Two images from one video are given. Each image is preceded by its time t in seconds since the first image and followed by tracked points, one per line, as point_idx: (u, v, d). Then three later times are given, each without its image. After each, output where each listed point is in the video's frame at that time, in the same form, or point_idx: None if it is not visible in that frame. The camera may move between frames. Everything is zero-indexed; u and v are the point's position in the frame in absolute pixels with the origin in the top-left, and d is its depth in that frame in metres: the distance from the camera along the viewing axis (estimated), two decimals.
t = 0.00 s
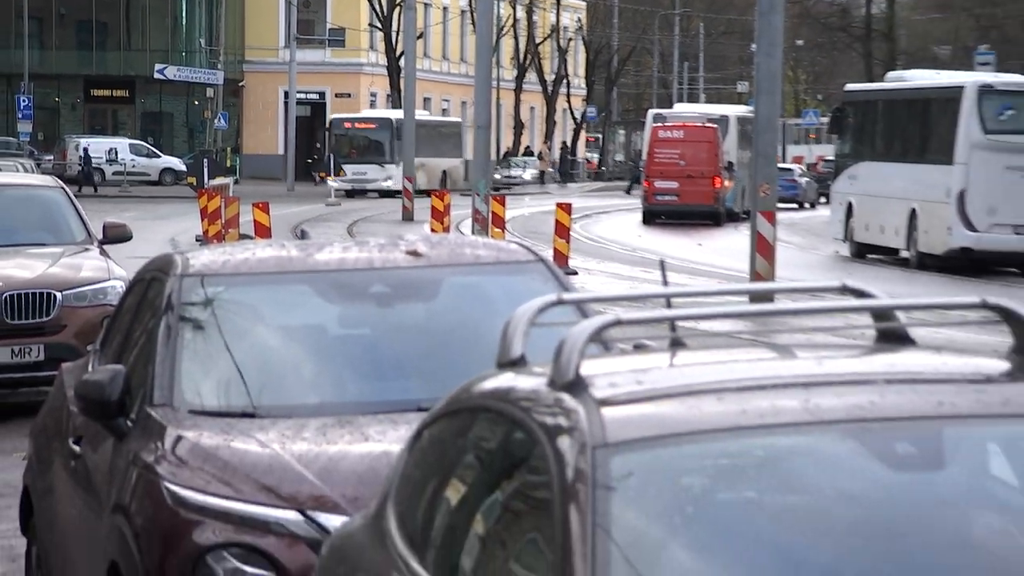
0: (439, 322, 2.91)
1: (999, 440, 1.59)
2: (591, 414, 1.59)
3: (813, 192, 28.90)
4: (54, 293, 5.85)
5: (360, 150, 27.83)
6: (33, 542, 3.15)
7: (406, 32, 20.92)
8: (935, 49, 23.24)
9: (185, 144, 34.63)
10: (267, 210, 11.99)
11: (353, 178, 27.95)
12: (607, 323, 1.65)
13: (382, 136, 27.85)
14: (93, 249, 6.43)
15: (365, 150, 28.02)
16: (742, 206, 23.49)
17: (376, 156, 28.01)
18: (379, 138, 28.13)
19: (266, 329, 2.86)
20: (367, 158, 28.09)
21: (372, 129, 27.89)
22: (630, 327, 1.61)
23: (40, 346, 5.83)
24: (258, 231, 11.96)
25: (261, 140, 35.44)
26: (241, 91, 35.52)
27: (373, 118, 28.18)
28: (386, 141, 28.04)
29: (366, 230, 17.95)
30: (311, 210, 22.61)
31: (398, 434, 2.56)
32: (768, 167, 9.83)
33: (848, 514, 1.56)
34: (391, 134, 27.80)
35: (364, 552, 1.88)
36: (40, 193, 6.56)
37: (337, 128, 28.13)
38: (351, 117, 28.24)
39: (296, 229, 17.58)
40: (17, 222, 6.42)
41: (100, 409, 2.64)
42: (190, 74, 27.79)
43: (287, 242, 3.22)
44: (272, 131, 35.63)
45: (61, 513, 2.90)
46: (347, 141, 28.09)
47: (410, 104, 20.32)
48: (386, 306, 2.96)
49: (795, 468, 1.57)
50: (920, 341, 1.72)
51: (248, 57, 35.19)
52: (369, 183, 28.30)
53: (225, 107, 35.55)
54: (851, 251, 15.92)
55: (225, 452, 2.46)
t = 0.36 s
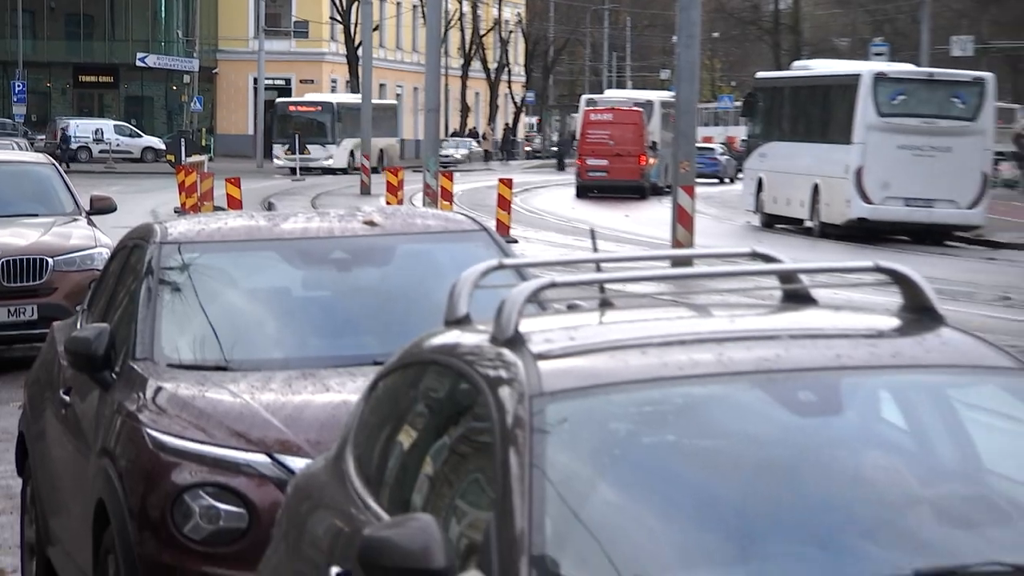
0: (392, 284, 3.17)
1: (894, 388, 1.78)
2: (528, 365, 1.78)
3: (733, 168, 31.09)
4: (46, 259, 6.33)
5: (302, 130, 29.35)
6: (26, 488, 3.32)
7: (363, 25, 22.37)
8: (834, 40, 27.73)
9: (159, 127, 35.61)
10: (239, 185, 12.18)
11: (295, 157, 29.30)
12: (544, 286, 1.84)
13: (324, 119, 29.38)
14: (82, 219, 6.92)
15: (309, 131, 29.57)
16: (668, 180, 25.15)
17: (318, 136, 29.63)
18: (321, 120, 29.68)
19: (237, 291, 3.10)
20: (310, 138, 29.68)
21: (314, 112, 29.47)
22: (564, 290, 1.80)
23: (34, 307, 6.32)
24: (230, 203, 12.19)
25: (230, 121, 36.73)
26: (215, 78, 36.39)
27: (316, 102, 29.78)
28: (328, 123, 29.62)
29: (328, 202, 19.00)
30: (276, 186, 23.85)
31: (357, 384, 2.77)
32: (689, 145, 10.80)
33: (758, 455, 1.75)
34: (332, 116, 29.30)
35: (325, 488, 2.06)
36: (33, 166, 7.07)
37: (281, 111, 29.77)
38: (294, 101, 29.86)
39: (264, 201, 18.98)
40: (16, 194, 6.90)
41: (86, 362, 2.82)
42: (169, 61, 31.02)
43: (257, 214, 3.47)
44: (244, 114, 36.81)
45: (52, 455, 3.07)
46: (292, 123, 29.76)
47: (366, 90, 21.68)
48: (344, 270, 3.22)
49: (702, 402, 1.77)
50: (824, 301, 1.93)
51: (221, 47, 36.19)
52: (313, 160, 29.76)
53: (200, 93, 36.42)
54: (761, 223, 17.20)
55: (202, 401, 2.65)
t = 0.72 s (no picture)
0: (342, 256, 3.55)
1: (766, 345, 2.12)
2: (457, 325, 2.11)
3: (639, 159, 34.40)
4: (45, 236, 7.25)
5: (250, 127, 31.25)
6: (29, 432, 3.67)
7: (317, 37, 23.93)
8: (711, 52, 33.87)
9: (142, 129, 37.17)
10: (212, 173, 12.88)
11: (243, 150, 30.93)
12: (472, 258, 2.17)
13: (268, 116, 31.30)
14: (76, 203, 7.86)
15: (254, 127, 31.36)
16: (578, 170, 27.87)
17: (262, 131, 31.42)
18: (267, 117, 31.54)
19: (211, 264, 3.46)
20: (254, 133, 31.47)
21: (260, 109, 31.32)
22: (489, 262, 2.11)
23: (35, 277, 7.23)
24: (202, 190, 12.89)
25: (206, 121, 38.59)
26: (191, 81, 38.33)
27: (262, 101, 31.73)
28: (273, 120, 31.54)
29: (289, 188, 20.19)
30: (243, 175, 25.08)
31: (312, 343, 3.12)
32: (595, 139, 11.99)
33: (652, 403, 2.07)
34: (276, 114, 31.29)
35: (285, 432, 2.42)
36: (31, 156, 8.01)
37: (230, 109, 31.63)
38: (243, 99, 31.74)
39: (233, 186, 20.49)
40: (18, 181, 7.84)
41: (79, 324, 3.16)
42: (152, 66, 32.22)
43: (227, 197, 3.84)
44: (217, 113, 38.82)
45: (51, 401, 3.41)
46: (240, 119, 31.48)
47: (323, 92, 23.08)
48: (301, 245, 3.61)
49: (596, 352, 2.09)
50: (704, 271, 2.27)
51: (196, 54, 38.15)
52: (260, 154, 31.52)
53: (177, 94, 38.21)
54: (656, 205, 19.56)
55: (178, 357, 2.98)
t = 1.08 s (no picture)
0: (299, 242, 4.16)
1: (638, 314, 2.71)
2: (392, 297, 2.67)
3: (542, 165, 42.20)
4: (61, 227, 8.94)
5: (213, 140, 35.57)
6: (47, 382, 4.28)
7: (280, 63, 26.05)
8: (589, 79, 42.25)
9: (139, 143, 40.70)
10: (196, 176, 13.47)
11: (208, 159, 35.74)
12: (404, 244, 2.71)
13: (228, 131, 35.67)
14: (85, 200, 9.62)
15: (216, 139, 35.74)
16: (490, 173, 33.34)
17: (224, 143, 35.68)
18: (227, 131, 35.81)
19: (196, 249, 4.04)
20: (218, 144, 35.88)
21: (222, 125, 35.73)
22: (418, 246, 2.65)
23: (53, 260, 8.91)
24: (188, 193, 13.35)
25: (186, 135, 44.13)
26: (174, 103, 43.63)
27: (223, 118, 36.47)
28: (232, 134, 35.83)
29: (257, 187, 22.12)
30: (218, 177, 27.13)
31: (277, 312, 3.67)
32: (505, 149, 13.46)
33: (549, 360, 2.61)
34: (235, 129, 35.58)
35: (254, 385, 2.99)
36: (47, 160, 9.73)
37: (197, 125, 36.26)
38: (207, 117, 36.45)
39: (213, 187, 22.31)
40: (36, 181, 9.69)
41: (87, 297, 3.77)
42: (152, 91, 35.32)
43: (206, 196, 4.44)
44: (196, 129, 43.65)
45: (66, 356, 4.01)
46: (206, 133, 36.02)
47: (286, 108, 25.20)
48: (267, 234, 4.22)
49: (499, 315, 2.66)
50: (587, 252, 2.86)
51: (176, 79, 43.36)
52: (225, 162, 36.12)
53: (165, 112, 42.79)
54: (554, 202, 24.21)
55: (167, 323, 3.53)
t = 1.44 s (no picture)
0: (269, 230, 4.92)
1: (536, 288, 3.47)
2: (341, 276, 3.37)
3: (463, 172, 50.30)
4: (75, 220, 11.19)
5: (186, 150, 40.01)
6: (64, 343, 5.04)
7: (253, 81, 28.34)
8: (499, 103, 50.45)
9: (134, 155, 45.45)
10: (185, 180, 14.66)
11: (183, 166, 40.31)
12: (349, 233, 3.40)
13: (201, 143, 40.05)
14: (93, 198, 11.91)
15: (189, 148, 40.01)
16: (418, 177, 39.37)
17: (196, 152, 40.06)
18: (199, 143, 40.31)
19: (182, 237, 4.76)
20: (189, 152, 40.10)
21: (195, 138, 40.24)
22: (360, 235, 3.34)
23: (70, 245, 11.11)
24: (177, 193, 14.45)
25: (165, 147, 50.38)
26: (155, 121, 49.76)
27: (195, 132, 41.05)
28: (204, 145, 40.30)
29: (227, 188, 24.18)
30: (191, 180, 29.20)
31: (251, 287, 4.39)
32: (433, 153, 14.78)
33: (466, 326, 3.33)
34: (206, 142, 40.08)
35: (230, 348, 3.69)
36: (63, 166, 12.21)
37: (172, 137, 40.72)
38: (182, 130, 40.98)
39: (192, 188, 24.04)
40: (53, 182, 12.06)
41: (95, 275, 4.50)
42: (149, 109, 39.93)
43: (190, 194, 5.20)
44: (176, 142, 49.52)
45: (81, 319, 4.74)
46: (180, 145, 40.50)
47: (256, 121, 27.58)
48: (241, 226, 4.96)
49: (426, 288, 3.40)
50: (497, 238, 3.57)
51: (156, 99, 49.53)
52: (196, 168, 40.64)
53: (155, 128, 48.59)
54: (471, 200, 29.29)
55: (162, 296, 4.24)
